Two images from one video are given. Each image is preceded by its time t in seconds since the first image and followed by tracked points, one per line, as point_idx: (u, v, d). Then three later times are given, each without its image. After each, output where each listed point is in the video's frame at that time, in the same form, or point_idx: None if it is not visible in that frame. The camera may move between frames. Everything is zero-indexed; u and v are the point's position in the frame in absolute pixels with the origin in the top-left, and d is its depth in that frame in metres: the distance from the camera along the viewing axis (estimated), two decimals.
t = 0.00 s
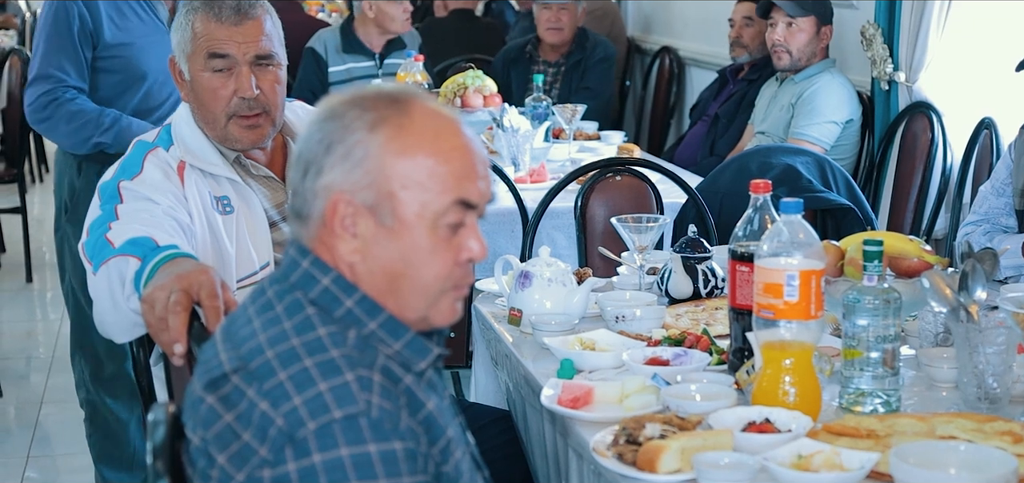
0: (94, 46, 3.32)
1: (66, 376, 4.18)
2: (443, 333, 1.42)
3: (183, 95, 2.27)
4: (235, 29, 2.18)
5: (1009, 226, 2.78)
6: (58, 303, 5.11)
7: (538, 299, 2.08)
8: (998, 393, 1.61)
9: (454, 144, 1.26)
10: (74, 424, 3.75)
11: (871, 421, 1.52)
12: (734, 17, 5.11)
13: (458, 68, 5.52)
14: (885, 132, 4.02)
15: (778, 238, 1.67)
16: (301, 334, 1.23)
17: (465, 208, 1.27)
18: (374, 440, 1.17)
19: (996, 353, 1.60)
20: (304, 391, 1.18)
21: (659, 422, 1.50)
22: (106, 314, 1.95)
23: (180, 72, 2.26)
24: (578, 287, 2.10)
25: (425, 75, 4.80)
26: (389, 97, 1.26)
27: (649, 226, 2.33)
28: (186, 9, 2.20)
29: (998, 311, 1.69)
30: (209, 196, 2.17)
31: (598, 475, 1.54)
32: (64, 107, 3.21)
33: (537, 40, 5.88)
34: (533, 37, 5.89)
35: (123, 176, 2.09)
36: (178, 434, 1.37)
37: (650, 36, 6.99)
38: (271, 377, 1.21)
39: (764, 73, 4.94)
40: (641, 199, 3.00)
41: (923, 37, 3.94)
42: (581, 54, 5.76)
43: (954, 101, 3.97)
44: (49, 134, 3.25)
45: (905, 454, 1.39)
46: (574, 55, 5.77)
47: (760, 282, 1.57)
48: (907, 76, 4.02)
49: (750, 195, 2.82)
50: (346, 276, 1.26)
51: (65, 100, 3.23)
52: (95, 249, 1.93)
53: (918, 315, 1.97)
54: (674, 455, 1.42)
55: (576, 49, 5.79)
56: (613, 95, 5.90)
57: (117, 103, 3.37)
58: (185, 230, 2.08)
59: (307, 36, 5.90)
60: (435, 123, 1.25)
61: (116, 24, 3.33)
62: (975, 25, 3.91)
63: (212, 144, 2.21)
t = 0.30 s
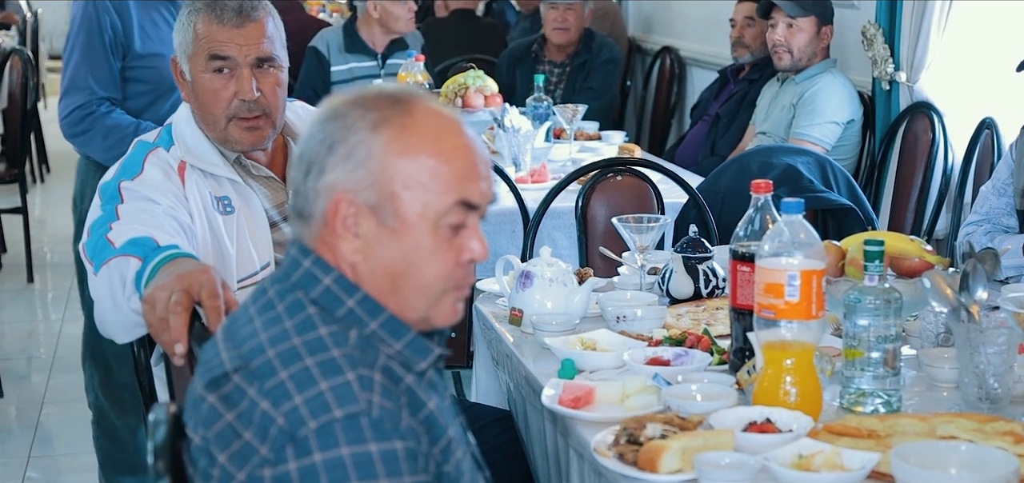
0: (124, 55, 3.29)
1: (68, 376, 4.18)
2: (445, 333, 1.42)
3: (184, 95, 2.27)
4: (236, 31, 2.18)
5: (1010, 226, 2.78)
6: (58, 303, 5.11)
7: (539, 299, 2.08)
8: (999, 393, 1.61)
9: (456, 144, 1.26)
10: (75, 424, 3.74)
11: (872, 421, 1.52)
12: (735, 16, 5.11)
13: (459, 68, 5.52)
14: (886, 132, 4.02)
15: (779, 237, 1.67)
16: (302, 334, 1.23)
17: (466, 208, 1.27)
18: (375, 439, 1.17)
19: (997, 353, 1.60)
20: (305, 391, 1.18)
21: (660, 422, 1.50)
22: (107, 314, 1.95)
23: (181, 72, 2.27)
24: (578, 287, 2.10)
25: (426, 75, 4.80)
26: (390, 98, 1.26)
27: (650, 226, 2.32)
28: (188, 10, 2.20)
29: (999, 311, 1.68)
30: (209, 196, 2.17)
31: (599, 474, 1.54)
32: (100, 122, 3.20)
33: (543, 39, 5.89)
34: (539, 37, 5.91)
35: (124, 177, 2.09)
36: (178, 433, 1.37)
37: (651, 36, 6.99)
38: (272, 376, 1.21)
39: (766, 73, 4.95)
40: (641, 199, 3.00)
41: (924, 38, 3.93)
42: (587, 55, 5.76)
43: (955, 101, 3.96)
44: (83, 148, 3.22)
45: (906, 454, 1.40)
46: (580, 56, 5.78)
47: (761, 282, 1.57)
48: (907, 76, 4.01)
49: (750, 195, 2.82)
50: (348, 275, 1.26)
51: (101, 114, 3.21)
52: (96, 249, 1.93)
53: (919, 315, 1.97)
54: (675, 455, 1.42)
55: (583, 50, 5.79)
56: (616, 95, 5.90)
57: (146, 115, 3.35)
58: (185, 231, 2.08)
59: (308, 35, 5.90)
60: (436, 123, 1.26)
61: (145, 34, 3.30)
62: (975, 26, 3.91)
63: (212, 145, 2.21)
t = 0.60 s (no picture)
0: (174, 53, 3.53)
1: (69, 376, 4.18)
2: (446, 333, 1.42)
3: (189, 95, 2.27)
4: (245, 34, 2.19)
5: (1011, 225, 2.78)
6: (58, 303, 5.11)
7: (540, 299, 2.08)
8: (1000, 393, 1.61)
9: (457, 144, 1.26)
10: (77, 423, 3.75)
11: (873, 421, 1.52)
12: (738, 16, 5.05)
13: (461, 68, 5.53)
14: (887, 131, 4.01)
15: (780, 237, 1.67)
16: (303, 333, 1.23)
17: (467, 209, 1.27)
18: (376, 439, 1.17)
19: (998, 353, 1.60)
20: (306, 391, 1.18)
21: (661, 421, 1.50)
22: (108, 314, 1.95)
23: (187, 72, 2.27)
24: (580, 287, 2.10)
25: (427, 74, 4.80)
26: (393, 98, 1.26)
27: (651, 225, 2.32)
28: (198, 11, 2.21)
29: (1000, 311, 1.68)
30: (211, 196, 2.16)
31: (600, 474, 1.54)
32: (133, 117, 3.34)
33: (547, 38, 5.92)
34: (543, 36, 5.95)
35: (126, 176, 2.09)
36: (180, 433, 1.37)
37: (651, 36, 7.00)
38: (273, 376, 1.21)
39: (767, 74, 4.97)
40: (642, 199, 3.00)
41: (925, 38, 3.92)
42: (590, 56, 5.76)
43: (957, 102, 3.96)
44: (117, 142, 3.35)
45: (907, 454, 1.39)
46: (583, 57, 5.79)
47: (761, 281, 1.57)
48: (909, 76, 4.01)
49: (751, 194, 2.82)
50: (349, 275, 1.26)
51: (134, 110, 3.36)
52: (97, 248, 1.93)
53: (920, 315, 1.97)
54: (676, 455, 1.42)
55: (586, 51, 5.80)
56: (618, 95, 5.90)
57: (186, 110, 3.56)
58: (187, 231, 2.08)
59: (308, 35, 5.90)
60: (438, 124, 1.26)
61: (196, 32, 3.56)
62: (976, 26, 3.92)
63: (214, 145, 2.20)
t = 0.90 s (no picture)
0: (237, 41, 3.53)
1: (70, 376, 4.18)
2: (448, 332, 1.42)
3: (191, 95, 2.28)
4: (247, 34, 2.19)
5: (1012, 225, 2.78)
6: (59, 302, 5.10)
7: (541, 299, 2.08)
8: (1002, 393, 1.61)
9: (459, 144, 1.26)
10: (78, 423, 3.75)
11: (874, 421, 1.52)
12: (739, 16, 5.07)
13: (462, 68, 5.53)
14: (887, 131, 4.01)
15: (781, 237, 1.67)
16: (304, 333, 1.23)
17: (469, 209, 1.27)
18: (377, 439, 1.16)
19: (999, 352, 1.60)
20: (307, 390, 1.18)
21: (662, 421, 1.50)
22: (109, 314, 1.95)
23: (189, 72, 2.27)
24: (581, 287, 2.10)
25: (428, 73, 4.80)
26: (395, 98, 1.26)
27: (652, 225, 2.32)
28: (200, 11, 2.21)
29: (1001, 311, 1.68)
30: (212, 196, 2.16)
31: (601, 474, 1.54)
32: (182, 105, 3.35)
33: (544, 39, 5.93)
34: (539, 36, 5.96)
35: (127, 176, 2.09)
36: (181, 433, 1.37)
37: (652, 35, 7.01)
38: (274, 376, 1.21)
39: (767, 73, 4.96)
40: (643, 198, 3.00)
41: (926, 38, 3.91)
42: (587, 54, 5.75)
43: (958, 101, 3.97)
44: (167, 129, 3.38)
45: (908, 454, 1.39)
46: (580, 55, 5.78)
47: (762, 281, 1.56)
48: (909, 75, 4.01)
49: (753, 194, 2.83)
50: (351, 275, 1.26)
51: (183, 99, 3.37)
52: (99, 248, 1.93)
53: (921, 314, 1.97)
54: (677, 455, 1.42)
55: (582, 49, 5.79)
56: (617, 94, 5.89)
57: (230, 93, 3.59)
58: (188, 231, 2.08)
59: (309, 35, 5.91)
60: (439, 124, 1.26)
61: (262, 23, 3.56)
62: (976, 26, 3.92)
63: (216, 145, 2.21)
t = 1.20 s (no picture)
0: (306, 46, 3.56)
1: (72, 376, 4.18)
2: (449, 331, 1.42)
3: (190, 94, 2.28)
4: (244, 31, 2.19)
5: (1015, 224, 2.77)
6: (60, 302, 5.10)
7: (543, 298, 2.08)
8: (1004, 392, 1.61)
9: (462, 144, 1.26)
10: (80, 423, 3.74)
11: (876, 421, 1.52)
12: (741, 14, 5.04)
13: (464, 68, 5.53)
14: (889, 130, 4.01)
15: (783, 236, 1.67)
16: (307, 333, 1.23)
17: (471, 210, 1.27)
18: (379, 438, 1.16)
19: (1001, 352, 1.60)
20: (309, 390, 1.18)
21: (664, 421, 1.50)
22: (111, 313, 1.95)
23: (188, 71, 2.28)
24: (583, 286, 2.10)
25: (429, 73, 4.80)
26: (398, 98, 1.26)
27: (653, 224, 2.33)
28: (197, 9, 2.21)
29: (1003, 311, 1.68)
30: (214, 196, 2.16)
31: (603, 474, 1.54)
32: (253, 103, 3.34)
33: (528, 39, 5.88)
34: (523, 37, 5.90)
35: (129, 176, 2.09)
36: (183, 432, 1.37)
37: (653, 35, 7.01)
38: (277, 375, 1.21)
39: (768, 73, 4.96)
40: (644, 198, 3.00)
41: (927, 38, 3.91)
42: (575, 50, 5.77)
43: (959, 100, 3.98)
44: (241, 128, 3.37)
45: (910, 453, 1.39)
46: (567, 52, 5.79)
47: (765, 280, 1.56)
48: (912, 75, 4.01)
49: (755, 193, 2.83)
50: (353, 276, 1.26)
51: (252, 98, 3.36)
52: (100, 248, 1.93)
53: (923, 314, 1.97)
54: (679, 454, 1.42)
55: (569, 46, 5.80)
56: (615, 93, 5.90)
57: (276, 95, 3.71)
58: (190, 230, 2.08)
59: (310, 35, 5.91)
60: (441, 124, 1.26)
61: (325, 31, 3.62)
62: (976, 25, 3.92)
63: (217, 144, 2.21)
